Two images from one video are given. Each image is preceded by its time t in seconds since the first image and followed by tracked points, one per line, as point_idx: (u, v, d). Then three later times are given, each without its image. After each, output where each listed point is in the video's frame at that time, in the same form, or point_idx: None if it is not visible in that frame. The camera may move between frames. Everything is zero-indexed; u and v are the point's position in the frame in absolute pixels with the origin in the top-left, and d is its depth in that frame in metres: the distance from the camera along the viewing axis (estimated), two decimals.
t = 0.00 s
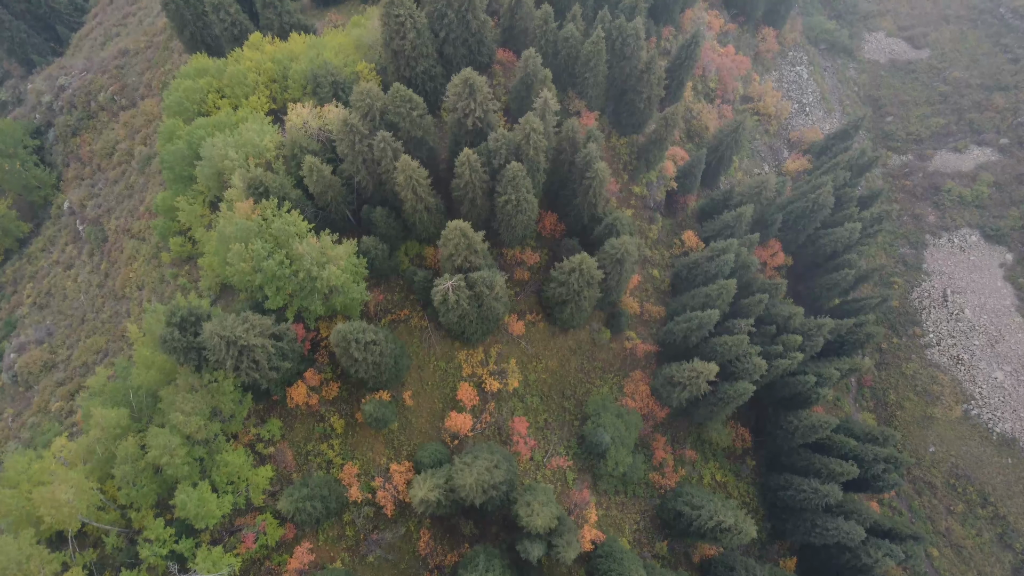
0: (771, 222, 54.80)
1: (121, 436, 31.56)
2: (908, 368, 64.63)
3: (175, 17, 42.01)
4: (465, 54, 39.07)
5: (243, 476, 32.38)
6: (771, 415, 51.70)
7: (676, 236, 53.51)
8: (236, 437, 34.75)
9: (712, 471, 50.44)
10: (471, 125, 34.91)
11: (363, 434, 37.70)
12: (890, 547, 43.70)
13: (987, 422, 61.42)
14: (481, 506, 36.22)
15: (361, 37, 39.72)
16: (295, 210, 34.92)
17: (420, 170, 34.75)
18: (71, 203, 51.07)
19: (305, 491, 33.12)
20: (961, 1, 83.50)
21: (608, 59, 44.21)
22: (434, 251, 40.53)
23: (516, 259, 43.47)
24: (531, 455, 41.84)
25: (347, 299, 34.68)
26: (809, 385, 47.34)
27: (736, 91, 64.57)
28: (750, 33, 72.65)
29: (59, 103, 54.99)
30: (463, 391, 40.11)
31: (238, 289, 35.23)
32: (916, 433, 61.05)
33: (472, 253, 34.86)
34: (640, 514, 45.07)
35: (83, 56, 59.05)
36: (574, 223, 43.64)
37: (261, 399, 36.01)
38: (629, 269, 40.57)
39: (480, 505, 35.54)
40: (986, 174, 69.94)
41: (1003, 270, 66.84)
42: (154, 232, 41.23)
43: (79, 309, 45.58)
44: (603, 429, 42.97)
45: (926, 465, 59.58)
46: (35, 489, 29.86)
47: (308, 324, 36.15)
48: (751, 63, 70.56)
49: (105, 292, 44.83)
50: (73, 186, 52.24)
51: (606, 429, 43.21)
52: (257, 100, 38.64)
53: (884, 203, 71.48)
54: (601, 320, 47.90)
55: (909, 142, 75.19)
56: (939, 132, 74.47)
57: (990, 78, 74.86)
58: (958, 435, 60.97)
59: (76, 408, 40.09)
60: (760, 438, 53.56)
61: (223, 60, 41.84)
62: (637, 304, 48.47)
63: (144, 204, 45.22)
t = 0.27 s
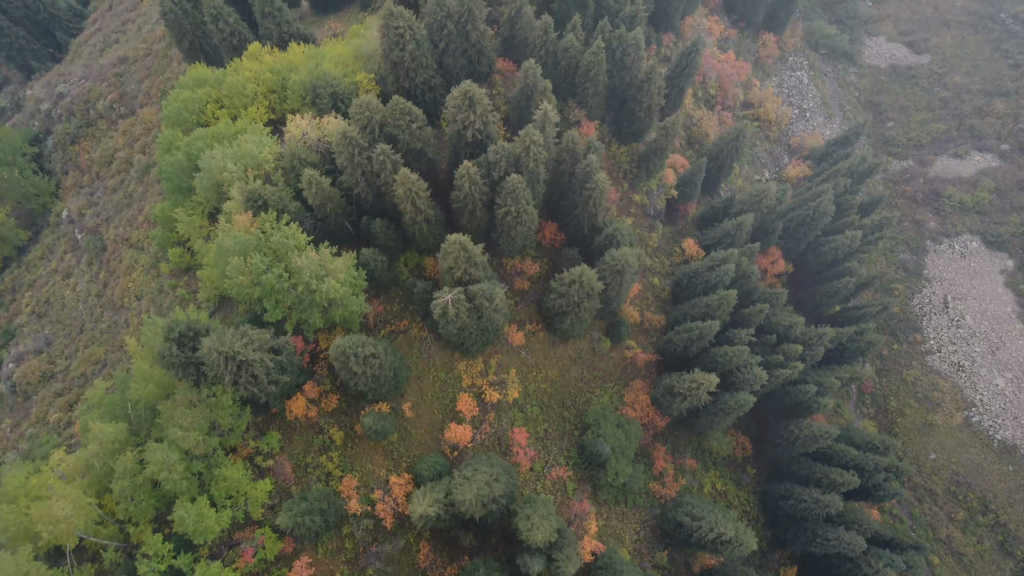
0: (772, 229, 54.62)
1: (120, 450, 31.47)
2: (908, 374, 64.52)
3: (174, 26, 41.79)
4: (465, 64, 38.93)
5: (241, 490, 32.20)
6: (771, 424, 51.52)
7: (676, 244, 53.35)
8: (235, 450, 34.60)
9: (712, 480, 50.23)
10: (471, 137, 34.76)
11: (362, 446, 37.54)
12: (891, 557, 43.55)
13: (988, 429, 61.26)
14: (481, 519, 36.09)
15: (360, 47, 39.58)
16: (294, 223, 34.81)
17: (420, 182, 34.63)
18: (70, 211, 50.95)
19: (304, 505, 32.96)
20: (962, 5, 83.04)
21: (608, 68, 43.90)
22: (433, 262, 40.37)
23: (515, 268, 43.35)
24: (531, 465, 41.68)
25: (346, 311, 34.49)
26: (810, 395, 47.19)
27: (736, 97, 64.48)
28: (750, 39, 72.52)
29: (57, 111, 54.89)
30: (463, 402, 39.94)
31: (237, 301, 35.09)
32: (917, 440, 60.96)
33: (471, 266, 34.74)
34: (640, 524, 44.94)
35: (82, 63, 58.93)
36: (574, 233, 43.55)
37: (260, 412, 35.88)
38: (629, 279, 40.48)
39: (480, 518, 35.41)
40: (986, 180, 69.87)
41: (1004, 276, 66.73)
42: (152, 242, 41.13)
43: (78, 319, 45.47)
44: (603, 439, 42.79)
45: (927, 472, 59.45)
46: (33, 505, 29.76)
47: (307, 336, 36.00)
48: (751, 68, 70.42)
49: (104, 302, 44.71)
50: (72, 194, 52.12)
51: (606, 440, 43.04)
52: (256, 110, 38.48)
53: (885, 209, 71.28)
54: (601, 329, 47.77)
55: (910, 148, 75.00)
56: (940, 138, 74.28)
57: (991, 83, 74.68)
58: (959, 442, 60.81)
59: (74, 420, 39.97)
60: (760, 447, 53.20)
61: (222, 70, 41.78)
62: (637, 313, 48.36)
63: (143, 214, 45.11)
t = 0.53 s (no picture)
0: (773, 238, 54.16)
1: (118, 468, 31.24)
2: (909, 383, 64.40)
3: (173, 37, 41.90)
4: (464, 77, 38.75)
5: (240, 508, 32.01)
6: (772, 435, 51.26)
7: (676, 254, 53.17)
8: (233, 466, 34.43)
9: (713, 491, 50.03)
10: (470, 151, 34.58)
11: (361, 461, 37.36)
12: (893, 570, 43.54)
13: (989, 438, 61.12)
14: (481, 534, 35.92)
15: (359, 59, 39.41)
16: (293, 238, 34.67)
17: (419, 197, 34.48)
18: (69, 221, 50.77)
19: (303, 522, 32.78)
20: (963, 11, 82.62)
21: (608, 80, 43.61)
22: (433, 275, 40.15)
23: (515, 280, 43.17)
24: (531, 478, 41.50)
25: (345, 326, 34.30)
26: (811, 406, 46.89)
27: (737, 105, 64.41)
28: (751, 46, 72.40)
29: (56, 120, 54.73)
30: (463, 415, 39.77)
31: (235, 316, 34.91)
32: (918, 448, 60.90)
33: (471, 281, 34.58)
34: (640, 536, 44.80)
35: (80, 71, 58.74)
36: (574, 244, 43.37)
37: (259, 427, 35.72)
38: (629, 292, 40.34)
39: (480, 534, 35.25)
40: (987, 187, 69.74)
41: (1005, 284, 66.61)
42: (151, 255, 40.95)
43: (76, 331, 45.31)
44: (603, 452, 42.61)
45: (927, 480, 59.40)
46: (30, 524, 29.51)
47: (306, 351, 35.80)
48: (752, 75, 70.29)
49: (102, 314, 44.56)
50: (71, 203, 51.95)
51: (607, 452, 42.81)
52: (255, 123, 38.31)
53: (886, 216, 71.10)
54: (601, 340, 47.60)
55: (911, 154, 74.82)
56: (941, 145, 74.11)
57: (993, 90, 74.47)
58: (960, 451, 60.71)
59: (73, 433, 39.82)
60: (760, 456, 52.90)
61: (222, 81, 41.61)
62: (637, 324, 48.17)
63: (142, 225, 44.94)
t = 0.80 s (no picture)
0: (774, 248, 54.03)
1: (115, 486, 31.09)
2: (910, 391, 64.17)
3: (171, 49, 41.82)
4: (464, 90, 38.57)
5: (238, 525, 31.84)
6: (773, 445, 51.14)
7: (676, 263, 53.01)
8: (232, 483, 34.27)
9: (714, 502, 49.85)
10: (470, 167, 34.39)
11: (360, 475, 37.17)
12: None
13: (990, 447, 60.95)
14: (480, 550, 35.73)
15: (359, 72, 39.25)
16: (292, 253, 34.53)
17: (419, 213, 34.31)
18: (67, 232, 50.63)
19: (302, 540, 32.58)
20: (963, 17, 82.23)
21: (609, 93, 43.11)
22: (432, 288, 39.97)
23: (515, 293, 43.03)
24: (531, 491, 41.32)
25: (344, 342, 34.14)
26: (812, 418, 46.64)
27: (738, 113, 64.33)
28: (751, 52, 72.24)
29: (55, 129, 54.60)
30: (462, 429, 39.58)
31: (234, 332, 34.76)
32: (919, 457, 60.69)
33: (470, 297, 34.42)
34: (640, 548, 44.64)
35: (79, 79, 58.54)
36: (574, 256, 43.24)
37: (257, 443, 35.55)
38: (629, 306, 40.18)
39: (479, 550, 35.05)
40: (988, 195, 69.58)
41: (1006, 292, 66.49)
42: (149, 268, 40.79)
43: (74, 343, 45.16)
44: (603, 465, 42.41)
45: (929, 490, 59.15)
46: (27, 543, 29.33)
47: (304, 366, 35.62)
48: (752, 82, 70.13)
49: (101, 326, 44.41)
50: (69, 214, 51.77)
51: (607, 465, 42.61)
52: (253, 136, 38.14)
53: (886, 223, 70.94)
54: (601, 352, 47.39)
55: (912, 161, 74.60)
56: (942, 152, 73.88)
57: (993, 97, 74.28)
58: (961, 460, 60.52)
59: (71, 447, 39.67)
60: (761, 467, 52.70)
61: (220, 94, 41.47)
62: (638, 335, 47.99)
63: (140, 237, 44.81)
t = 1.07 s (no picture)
0: (775, 256, 53.85)
1: (114, 502, 30.97)
2: (911, 399, 63.96)
3: (171, 60, 41.72)
4: (464, 101, 38.41)
5: (237, 541, 31.70)
6: (773, 455, 50.97)
7: (677, 272, 52.84)
8: (230, 498, 34.14)
9: (714, 512, 49.68)
10: (469, 180, 34.21)
11: (359, 489, 37.00)
12: None
13: (991, 455, 60.80)
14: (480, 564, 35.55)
15: (358, 83, 39.07)
16: (291, 267, 34.33)
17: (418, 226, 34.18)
18: (66, 241, 50.48)
19: (301, 555, 32.41)
20: (964, 22, 81.79)
21: (608, 104, 42.98)
22: (432, 299, 39.75)
23: (515, 304, 42.87)
24: (531, 503, 41.17)
25: (343, 356, 33.98)
26: (813, 429, 46.41)
27: (738, 120, 64.21)
28: (751, 58, 72.05)
29: (54, 138, 54.44)
30: (462, 442, 39.40)
31: (233, 346, 34.60)
32: (920, 465, 60.50)
33: (470, 311, 34.24)
34: (641, 559, 44.48)
35: (78, 87, 58.37)
36: (575, 267, 43.13)
37: (256, 457, 35.40)
38: (630, 318, 40.01)
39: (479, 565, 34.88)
40: (989, 202, 69.40)
41: (1007, 299, 66.36)
42: (148, 279, 40.61)
43: (72, 353, 45.01)
44: (603, 477, 42.23)
45: (930, 498, 58.97)
46: (24, 561, 29.17)
47: (303, 380, 35.44)
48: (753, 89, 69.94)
49: (99, 336, 44.26)
50: (68, 222, 51.62)
51: (607, 477, 42.43)
52: (252, 148, 37.95)
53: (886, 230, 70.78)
54: (602, 362, 47.21)
55: (912, 167, 74.43)
56: (943, 158, 73.65)
57: (994, 103, 74.08)
58: (962, 468, 60.37)
59: (69, 460, 39.52)
60: (762, 476, 52.47)
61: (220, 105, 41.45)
62: (638, 345, 47.79)
63: (139, 247, 44.63)
